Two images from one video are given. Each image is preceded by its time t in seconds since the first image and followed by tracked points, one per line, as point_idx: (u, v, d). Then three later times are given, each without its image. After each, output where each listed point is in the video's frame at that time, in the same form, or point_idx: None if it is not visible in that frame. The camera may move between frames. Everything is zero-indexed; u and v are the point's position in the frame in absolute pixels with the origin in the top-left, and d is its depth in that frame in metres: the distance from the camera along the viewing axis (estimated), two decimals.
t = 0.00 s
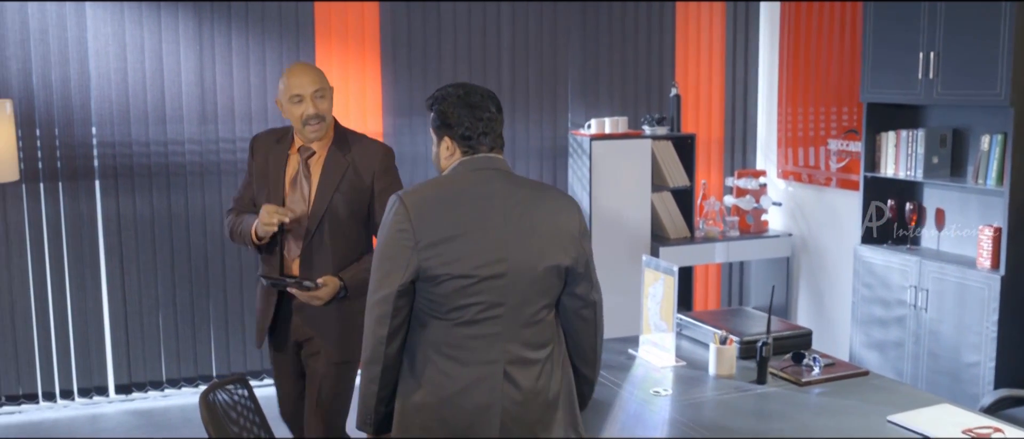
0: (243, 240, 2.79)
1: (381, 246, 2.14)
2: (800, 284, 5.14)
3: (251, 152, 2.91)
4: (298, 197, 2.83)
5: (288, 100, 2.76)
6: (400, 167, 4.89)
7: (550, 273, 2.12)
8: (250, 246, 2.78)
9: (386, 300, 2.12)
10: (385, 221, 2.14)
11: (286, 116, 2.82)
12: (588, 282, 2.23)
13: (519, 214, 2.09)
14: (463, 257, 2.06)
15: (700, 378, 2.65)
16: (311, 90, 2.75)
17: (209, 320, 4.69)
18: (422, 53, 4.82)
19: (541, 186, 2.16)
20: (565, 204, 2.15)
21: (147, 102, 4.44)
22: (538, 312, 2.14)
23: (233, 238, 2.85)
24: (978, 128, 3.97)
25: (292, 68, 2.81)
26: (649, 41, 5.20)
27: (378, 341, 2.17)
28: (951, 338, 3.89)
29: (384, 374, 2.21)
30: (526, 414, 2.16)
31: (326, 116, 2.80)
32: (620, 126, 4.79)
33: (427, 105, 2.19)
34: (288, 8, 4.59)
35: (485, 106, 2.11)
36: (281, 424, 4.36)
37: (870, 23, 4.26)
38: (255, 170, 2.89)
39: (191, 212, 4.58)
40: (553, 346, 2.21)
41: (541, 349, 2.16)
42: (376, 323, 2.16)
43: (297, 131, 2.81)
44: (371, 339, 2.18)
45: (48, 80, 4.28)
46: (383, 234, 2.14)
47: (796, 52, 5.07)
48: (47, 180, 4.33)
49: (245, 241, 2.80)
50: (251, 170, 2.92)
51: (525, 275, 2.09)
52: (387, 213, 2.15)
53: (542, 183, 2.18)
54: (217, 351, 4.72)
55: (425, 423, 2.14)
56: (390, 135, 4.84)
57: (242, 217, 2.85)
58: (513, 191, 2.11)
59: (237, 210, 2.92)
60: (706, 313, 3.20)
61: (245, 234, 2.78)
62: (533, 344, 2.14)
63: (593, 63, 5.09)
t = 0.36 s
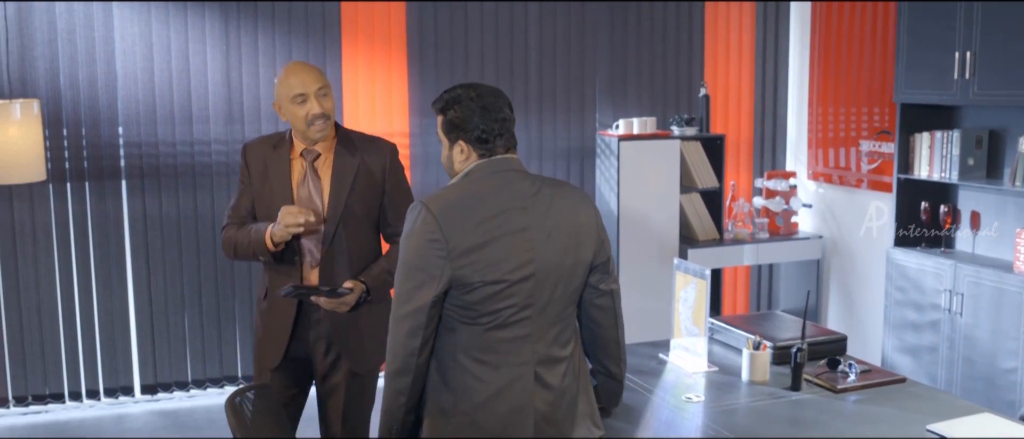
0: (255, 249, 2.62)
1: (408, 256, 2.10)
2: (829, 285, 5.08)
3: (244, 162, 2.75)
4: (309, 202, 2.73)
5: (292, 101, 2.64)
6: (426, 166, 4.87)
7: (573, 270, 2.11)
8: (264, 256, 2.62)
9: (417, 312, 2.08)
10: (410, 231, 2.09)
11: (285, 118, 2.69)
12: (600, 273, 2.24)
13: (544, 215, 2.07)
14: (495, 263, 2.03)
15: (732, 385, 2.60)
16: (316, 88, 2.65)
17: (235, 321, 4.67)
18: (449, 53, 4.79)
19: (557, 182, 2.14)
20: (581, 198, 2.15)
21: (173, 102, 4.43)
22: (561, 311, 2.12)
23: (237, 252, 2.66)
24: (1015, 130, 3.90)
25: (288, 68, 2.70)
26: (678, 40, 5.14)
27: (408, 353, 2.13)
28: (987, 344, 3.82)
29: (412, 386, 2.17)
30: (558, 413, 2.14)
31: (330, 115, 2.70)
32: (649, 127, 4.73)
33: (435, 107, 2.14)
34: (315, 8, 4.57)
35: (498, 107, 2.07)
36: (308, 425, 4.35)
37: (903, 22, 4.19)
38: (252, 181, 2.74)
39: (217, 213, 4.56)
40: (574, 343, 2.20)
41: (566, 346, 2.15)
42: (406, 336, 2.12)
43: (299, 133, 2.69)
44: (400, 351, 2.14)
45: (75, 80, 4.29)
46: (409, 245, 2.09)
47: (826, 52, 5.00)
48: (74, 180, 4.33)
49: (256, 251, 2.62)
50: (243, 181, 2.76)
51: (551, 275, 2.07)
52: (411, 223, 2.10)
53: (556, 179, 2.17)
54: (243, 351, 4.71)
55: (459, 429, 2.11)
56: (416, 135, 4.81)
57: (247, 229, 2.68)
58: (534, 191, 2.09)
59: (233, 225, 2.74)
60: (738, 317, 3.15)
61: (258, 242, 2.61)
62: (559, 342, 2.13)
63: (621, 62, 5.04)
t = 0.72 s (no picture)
0: (265, 277, 2.37)
1: (441, 264, 2.05)
2: (863, 291, 4.99)
3: (218, 182, 2.45)
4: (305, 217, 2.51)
5: (285, 110, 2.43)
6: (454, 166, 4.84)
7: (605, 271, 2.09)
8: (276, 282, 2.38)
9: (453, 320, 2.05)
10: (443, 238, 2.04)
11: (273, 128, 2.48)
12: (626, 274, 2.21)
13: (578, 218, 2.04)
14: (533, 268, 1.99)
15: (768, 391, 2.54)
16: (308, 93, 2.47)
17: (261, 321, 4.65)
18: (478, 53, 4.75)
19: (586, 183, 2.11)
20: (610, 198, 2.12)
21: (202, 102, 4.42)
22: (593, 315, 2.09)
23: (236, 282, 2.39)
24: None
25: (268, 75, 2.49)
26: (709, 39, 5.08)
27: (443, 361, 2.09)
28: None
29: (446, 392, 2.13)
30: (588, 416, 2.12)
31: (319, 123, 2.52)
32: (679, 128, 4.67)
33: (461, 110, 2.10)
34: (343, 8, 4.55)
35: (527, 109, 2.04)
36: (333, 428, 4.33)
37: (940, 22, 4.12)
38: (232, 201, 2.45)
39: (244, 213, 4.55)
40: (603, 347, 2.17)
41: (597, 350, 2.12)
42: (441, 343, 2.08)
43: (290, 143, 2.48)
44: (434, 359, 2.10)
45: (104, 79, 4.29)
46: (442, 252, 2.04)
47: (860, 51, 4.92)
48: (102, 180, 4.34)
49: (263, 278, 2.38)
50: (219, 204, 2.45)
51: (585, 279, 2.04)
52: (443, 230, 2.05)
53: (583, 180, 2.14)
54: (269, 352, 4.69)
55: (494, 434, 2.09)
56: (445, 135, 4.79)
57: (240, 256, 2.40)
58: (567, 193, 2.05)
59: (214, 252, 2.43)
60: (772, 322, 3.09)
61: (271, 270, 2.37)
62: (591, 345, 2.10)
63: (651, 62, 4.99)
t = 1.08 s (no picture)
0: (264, 256, 2.27)
1: (486, 271, 2.04)
2: (896, 298, 4.91)
3: (203, 176, 2.36)
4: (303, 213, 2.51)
5: (284, 111, 2.35)
6: (480, 167, 4.80)
7: (645, 272, 2.12)
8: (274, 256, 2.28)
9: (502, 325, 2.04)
10: (488, 243, 2.04)
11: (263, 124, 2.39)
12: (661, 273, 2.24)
13: (620, 220, 2.06)
14: (582, 270, 2.01)
15: (802, 398, 2.49)
16: (308, 94, 2.39)
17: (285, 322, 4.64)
18: (505, 53, 4.71)
19: (621, 184, 2.15)
20: (645, 199, 2.16)
21: (227, 102, 4.41)
22: (633, 317, 2.12)
23: (231, 272, 2.26)
24: None
25: (255, 70, 2.40)
26: (739, 39, 5.01)
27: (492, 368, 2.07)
28: None
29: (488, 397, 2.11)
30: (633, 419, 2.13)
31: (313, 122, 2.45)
32: (708, 129, 4.61)
33: (495, 109, 2.10)
34: (369, 7, 4.52)
35: (565, 106, 2.06)
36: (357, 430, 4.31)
37: (975, 22, 4.04)
38: (218, 196, 2.36)
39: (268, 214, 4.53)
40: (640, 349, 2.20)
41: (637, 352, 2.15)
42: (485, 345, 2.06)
43: (280, 143, 2.40)
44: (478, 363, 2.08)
45: (130, 79, 4.28)
46: (488, 258, 2.04)
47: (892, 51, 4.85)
48: (128, 180, 4.33)
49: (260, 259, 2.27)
50: (204, 198, 2.34)
51: (627, 281, 2.07)
52: (487, 236, 2.05)
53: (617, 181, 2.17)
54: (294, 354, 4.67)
55: None
56: (471, 136, 4.75)
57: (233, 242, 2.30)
58: (607, 195, 2.08)
59: (201, 249, 2.31)
60: (804, 327, 3.04)
61: (269, 245, 2.27)
62: (632, 347, 2.13)
63: (680, 62, 4.93)
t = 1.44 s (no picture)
0: (279, 294, 2.15)
1: (538, 271, 2.00)
2: (922, 295, 4.84)
3: (204, 183, 2.19)
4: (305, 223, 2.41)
5: (301, 127, 2.23)
6: (503, 167, 4.76)
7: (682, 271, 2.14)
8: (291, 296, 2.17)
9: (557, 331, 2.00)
10: (540, 244, 2.00)
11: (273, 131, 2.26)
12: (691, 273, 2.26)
13: (664, 223, 2.08)
14: (632, 271, 2.02)
15: (832, 404, 2.44)
16: (329, 117, 2.26)
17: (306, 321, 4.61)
18: (527, 51, 4.67)
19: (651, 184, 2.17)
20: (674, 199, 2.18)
21: (248, 100, 4.38)
22: (673, 321, 2.14)
23: (244, 297, 2.13)
24: None
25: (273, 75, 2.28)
26: (764, 37, 4.95)
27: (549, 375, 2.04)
28: None
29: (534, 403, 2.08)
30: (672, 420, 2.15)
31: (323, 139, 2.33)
32: (733, 127, 4.56)
33: (526, 111, 2.08)
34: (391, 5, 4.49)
35: (599, 104, 2.06)
36: (378, 431, 4.28)
37: (1008, 19, 3.97)
38: (220, 206, 2.20)
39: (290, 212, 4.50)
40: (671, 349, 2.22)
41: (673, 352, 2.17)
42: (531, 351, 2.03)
43: (287, 155, 2.28)
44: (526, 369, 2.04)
45: (151, 77, 4.26)
46: (540, 257, 2.00)
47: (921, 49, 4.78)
48: (149, 178, 4.32)
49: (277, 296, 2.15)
50: (204, 209, 2.18)
51: (669, 280, 2.09)
52: (537, 236, 2.01)
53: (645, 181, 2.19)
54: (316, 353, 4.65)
55: None
56: (494, 134, 4.71)
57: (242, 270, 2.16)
58: (646, 194, 2.10)
59: (201, 268, 2.15)
60: (834, 330, 2.99)
61: (287, 286, 2.15)
62: (671, 347, 2.15)
63: (705, 60, 4.87)
